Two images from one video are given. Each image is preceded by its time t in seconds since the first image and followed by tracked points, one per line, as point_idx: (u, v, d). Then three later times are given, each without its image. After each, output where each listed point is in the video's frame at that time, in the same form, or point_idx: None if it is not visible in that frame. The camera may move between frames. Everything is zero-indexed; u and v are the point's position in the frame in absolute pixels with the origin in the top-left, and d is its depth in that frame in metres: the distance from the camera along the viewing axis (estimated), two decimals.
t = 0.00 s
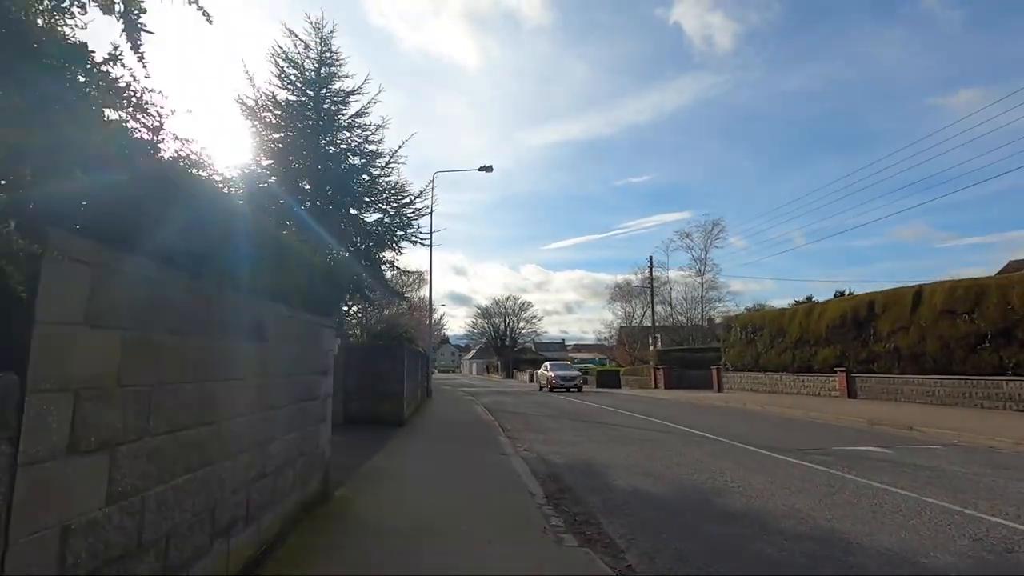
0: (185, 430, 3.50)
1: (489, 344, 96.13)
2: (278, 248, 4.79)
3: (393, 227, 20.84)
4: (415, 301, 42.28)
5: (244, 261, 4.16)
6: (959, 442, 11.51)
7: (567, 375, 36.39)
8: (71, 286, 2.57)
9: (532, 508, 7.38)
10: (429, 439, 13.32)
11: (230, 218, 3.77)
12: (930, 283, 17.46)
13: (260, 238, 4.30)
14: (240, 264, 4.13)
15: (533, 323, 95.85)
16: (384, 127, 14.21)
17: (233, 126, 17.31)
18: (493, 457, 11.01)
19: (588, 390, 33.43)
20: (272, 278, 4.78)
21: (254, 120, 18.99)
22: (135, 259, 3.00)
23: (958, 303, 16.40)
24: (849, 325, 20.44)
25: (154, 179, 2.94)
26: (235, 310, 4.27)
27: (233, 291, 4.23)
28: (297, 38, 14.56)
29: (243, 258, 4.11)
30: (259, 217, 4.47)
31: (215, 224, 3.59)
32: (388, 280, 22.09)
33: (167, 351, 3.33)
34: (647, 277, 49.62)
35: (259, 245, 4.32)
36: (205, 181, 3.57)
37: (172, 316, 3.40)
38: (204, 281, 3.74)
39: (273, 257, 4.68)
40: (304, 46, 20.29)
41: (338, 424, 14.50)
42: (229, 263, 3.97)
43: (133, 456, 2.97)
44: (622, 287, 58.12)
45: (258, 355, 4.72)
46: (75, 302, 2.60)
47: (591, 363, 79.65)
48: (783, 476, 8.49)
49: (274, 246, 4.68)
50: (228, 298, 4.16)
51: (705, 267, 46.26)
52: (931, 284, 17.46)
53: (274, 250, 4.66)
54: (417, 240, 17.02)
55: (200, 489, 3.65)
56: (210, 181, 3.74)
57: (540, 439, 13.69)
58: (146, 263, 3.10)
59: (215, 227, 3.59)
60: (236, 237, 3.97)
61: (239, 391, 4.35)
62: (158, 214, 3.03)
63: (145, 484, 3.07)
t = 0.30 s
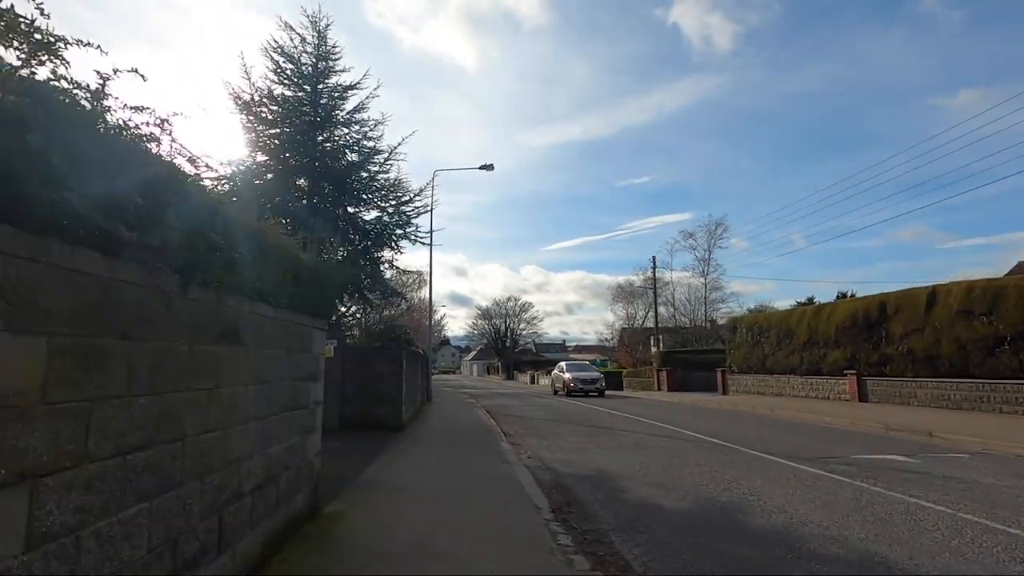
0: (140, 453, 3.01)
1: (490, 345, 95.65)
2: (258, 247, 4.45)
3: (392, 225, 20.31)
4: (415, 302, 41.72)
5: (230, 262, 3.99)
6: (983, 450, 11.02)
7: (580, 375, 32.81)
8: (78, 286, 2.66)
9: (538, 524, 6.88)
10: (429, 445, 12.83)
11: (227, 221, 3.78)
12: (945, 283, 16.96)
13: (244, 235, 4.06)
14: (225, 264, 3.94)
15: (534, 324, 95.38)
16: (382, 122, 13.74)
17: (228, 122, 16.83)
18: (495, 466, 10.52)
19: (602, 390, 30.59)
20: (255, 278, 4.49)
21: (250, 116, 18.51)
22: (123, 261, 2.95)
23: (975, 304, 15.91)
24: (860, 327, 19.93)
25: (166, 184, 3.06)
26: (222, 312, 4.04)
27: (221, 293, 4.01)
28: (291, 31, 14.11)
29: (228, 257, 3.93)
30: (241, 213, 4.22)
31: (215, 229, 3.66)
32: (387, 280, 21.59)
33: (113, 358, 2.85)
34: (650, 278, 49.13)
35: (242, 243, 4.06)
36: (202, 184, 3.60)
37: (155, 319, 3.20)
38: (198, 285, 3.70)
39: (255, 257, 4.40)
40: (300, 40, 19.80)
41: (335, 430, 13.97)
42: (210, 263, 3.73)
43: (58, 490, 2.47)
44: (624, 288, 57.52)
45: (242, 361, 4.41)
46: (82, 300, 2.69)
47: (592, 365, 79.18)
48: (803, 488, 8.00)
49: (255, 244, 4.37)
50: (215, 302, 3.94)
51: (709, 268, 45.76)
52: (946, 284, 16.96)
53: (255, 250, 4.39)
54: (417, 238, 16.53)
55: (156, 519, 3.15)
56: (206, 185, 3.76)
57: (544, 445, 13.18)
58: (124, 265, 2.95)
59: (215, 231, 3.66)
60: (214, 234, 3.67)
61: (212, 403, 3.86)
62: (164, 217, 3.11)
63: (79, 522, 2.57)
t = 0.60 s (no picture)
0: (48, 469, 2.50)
1: (490, 344, 95.07)
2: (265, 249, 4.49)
3: (389, 220, 19.73)
4: (413, 300, 41.00)
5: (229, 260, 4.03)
6: (1009, 452, 10.48)
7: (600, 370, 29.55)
8: (79, 279, 2.73)
9: (543, 533, 6.35)
10: (427, 449, 12.23)
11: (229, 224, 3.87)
12: (961, 277, 16.42)
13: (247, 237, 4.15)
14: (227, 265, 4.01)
15: (534, 323, 94.81)
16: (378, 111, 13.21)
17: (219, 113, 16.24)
18: (495, 469, 9.98)
19: (627, 391, 27.24)
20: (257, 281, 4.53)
21: (241, 107, 17.91)
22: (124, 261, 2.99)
23: (993, 300, 15.37)
24: (871, 324, 19.38)
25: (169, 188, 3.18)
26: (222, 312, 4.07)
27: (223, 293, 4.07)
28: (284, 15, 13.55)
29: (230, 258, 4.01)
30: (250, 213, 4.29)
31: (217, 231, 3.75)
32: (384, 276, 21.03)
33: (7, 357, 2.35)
34: (652, 276, 48.54)
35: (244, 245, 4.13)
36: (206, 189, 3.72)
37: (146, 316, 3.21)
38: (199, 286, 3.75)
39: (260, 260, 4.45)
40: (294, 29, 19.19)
41: (328, 432, 13.38)
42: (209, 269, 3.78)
43: None
44: (626, 287, 56.87)
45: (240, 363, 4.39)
46: (84, 294, 2.75)
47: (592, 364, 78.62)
48: (825, 495, 7.49)
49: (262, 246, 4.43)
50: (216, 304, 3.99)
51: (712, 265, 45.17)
52: (962, 278, 16.41)
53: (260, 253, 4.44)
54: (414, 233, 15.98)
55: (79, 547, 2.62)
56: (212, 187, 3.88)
57: (547, 447, 12.63)
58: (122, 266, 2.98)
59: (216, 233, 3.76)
60: (210, 236, 3.73)
61: (165, 406, 3.33)
62: (163, 217, 3.19)
63: None
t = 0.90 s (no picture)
0: None
1: (490, 344, 94.48)
2: (247, 241, 4.26)
3: (386, 215, 19.08)
4: (411, 299, 40.25)
5: (213, 249, 3.78)
6: None
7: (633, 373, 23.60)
8: (89, 282, 2.74)
9: (551, 551, 5.77)
10: (426, 454, 11.59)
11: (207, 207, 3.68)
12: (980, 273, 15.84)
13: (227, 224, 3.94)
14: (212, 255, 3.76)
15: (534, 323, 94.23)
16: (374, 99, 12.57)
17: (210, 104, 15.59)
18: (498, 477, 9.38)
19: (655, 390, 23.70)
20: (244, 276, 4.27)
21: (233, 97, 17.24)
22: (91, 241, 2.76)
23: (1014, 297, 14.79)
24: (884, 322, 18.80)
25: (152, 184, 3.22)
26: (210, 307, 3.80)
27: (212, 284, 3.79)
28: None
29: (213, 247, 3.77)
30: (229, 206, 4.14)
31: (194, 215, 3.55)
32: (382, 274, 20.41)
33: None
34: (655, 274, 47.98)
35: (225, 232, 3.91)
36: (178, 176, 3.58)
37: (113, 302, 2.89)
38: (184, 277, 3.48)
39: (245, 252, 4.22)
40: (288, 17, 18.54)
41: (322, 436, 12.75)
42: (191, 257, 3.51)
43: None
44: (627, 285, 56.19)
45: (228, 365, 4.04)
46: (98, 296, 2.78)
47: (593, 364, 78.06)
48: (858, 506, 6.90)
49: (245, 237, 4.21)
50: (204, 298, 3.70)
51: (715, 264, 44.55)
52: (981, 274, 15.84)
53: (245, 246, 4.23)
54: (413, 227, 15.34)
55: None
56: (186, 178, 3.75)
57: (552, 451, 12.00)
58: (86, 245, 2.73)
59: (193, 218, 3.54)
60: (210, 236, 3.72)
61: (97, 418, 2.75)
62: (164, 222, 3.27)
63: None
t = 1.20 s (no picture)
0: None
1: (490, 344, 93.88)
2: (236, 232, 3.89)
3: (385, 212, 18.56)
4: (412, 299, 39.68)
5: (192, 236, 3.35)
6: None
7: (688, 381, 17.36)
8: (73, 285, 2.54)
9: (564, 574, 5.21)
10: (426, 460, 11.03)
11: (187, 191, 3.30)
12: (1001, 272, 15.31)
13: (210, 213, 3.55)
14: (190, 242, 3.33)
15: (535, 323, 93.67)
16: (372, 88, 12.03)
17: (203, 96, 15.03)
18: (502, 486, 8.83)
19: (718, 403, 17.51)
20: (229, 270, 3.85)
21: (227, 90, 16.66)
22: (87, 238, 2.55)
23: None
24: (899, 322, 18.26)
25: (157, 178, 3.00)
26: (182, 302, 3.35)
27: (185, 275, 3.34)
28: None
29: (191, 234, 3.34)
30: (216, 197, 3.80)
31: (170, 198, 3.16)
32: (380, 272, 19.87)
33: None
34: (658, 274, 47.38)
35: (207, 221, 3.49)
36: (151, 157, 3.21)
37: (55, 289, 2.45)
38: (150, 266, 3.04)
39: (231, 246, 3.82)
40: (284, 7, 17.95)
41: (316, 440, 12.16)
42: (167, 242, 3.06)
43: None
44: (629, 285, 55.63)
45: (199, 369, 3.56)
46: (80, 301, 2.58)
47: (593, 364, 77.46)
48: (896, 522, 6.35)
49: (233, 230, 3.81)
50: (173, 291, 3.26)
51: (719, 263, 43.97)
52: (1002, 273, 15.31)
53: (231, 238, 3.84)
54: (413, 224, 14.79)
55: None
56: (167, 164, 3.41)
57: (558, 457, 11.44)
58: (78, 244, 2.53)
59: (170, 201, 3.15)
60: (208, 237, 3.50)
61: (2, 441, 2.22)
62: (166, 220, 3.04)
63: None
